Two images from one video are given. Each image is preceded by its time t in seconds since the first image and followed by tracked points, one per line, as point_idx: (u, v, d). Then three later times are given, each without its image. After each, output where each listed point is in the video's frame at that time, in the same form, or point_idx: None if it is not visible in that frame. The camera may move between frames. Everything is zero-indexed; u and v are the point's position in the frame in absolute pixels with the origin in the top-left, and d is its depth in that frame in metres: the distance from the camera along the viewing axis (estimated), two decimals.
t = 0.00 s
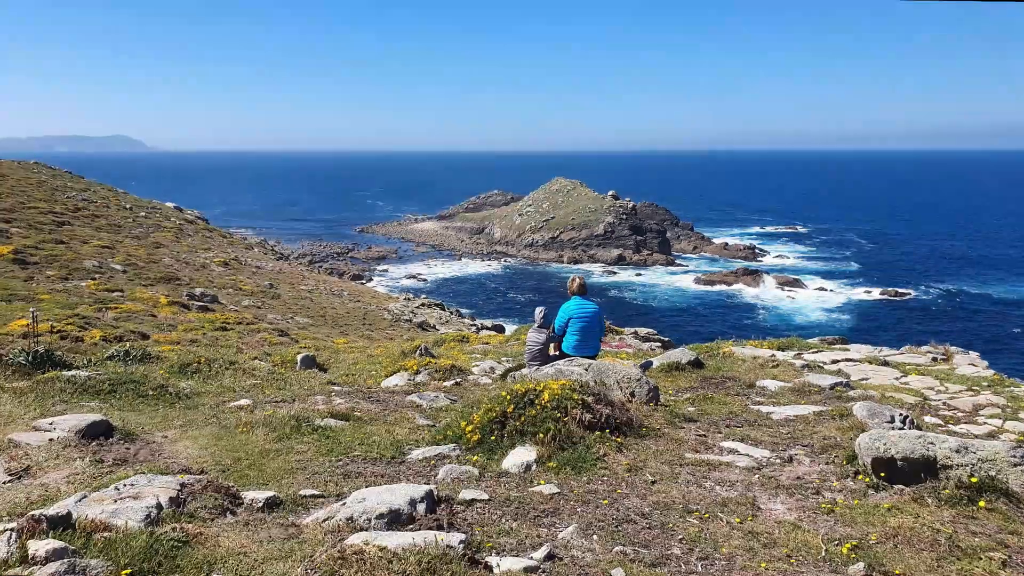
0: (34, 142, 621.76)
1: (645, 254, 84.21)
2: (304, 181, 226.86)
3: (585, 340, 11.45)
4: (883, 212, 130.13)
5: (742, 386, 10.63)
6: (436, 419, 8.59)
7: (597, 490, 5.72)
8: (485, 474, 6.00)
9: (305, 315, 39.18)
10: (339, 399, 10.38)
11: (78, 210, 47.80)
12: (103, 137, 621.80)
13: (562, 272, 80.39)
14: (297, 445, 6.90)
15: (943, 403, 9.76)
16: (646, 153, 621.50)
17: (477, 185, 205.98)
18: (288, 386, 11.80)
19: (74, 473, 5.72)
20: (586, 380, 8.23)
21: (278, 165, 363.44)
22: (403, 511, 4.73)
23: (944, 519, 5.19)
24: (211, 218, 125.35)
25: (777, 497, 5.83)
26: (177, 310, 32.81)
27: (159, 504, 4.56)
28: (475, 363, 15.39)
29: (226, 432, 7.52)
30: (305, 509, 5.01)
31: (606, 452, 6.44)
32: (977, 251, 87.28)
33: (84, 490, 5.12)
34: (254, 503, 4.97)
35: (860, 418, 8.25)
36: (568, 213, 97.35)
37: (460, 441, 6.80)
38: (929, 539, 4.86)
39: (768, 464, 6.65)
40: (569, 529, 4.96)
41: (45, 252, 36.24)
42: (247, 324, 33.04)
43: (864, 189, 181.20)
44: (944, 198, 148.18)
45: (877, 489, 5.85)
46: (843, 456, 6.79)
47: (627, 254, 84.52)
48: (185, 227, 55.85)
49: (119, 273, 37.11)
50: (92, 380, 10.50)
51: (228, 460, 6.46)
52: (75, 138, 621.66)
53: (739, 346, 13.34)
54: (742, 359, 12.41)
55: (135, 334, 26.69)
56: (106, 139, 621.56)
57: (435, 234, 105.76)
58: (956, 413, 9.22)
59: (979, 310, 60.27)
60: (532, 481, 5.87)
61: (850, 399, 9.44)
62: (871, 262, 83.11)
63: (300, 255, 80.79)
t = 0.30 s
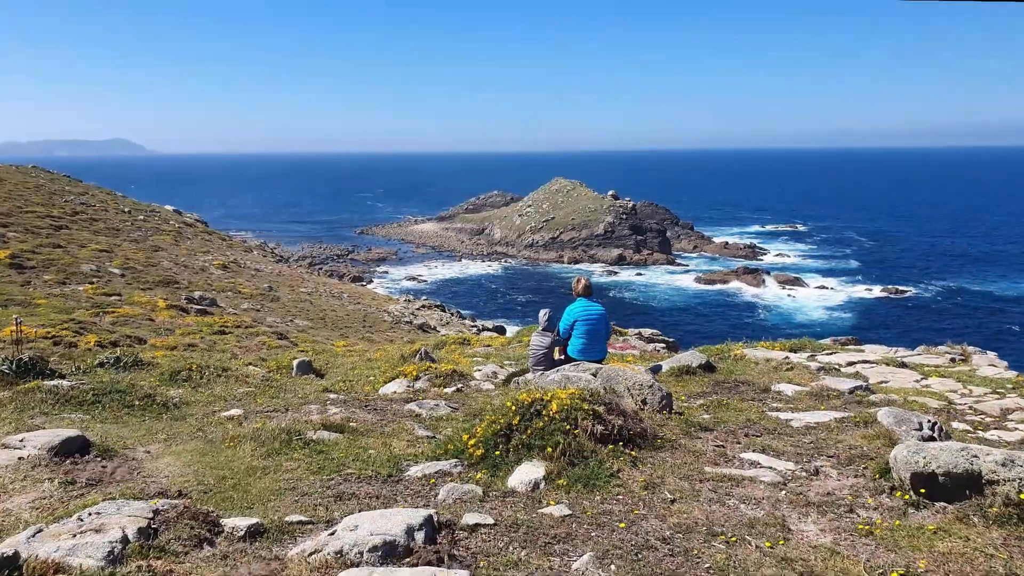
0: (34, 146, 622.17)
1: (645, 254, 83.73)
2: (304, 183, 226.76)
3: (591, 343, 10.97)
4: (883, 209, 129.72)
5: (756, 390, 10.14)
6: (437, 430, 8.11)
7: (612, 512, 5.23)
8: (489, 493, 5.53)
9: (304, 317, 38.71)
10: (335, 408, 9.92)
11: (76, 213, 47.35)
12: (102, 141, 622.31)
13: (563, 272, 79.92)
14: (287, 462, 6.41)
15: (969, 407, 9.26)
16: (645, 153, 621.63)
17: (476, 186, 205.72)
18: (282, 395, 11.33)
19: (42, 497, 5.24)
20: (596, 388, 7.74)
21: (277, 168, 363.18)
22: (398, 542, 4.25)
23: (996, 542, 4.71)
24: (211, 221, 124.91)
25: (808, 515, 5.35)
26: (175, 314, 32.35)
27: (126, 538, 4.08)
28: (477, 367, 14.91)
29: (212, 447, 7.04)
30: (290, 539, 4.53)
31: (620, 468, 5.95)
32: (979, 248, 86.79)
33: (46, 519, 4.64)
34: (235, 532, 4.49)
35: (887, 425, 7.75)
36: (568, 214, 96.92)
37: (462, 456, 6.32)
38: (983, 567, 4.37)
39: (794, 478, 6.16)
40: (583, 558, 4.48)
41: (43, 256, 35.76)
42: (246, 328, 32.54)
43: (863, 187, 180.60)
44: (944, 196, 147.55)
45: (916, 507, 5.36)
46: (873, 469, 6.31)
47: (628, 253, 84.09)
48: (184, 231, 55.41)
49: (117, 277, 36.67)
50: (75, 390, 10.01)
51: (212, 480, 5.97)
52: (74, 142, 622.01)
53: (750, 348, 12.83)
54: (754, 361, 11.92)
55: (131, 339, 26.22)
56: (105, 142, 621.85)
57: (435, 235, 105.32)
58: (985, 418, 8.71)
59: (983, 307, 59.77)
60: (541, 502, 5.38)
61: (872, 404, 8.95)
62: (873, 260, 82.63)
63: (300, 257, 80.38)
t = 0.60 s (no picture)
0: (33, 142, 621.95)
1: (646, 254, 83.29)
2: (303, 181, 226.51)
3: (598, 342, 10.46)
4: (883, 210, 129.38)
5: (773, 392, 9.62)
6: (436, 435, 7.61)
7: (629, 530, 4.72)
8: (492, 508, 5.01)
9: (302, 316, 38.19)
10: (327, 410, 9.39)
11: (74, 210, 46.80)
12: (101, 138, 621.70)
13: (563, 271, 79.42)
14: (271, 471, 5.88)
15: (998, 411, 8.72)
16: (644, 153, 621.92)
17: (475, 185, 205.45)
18: (274, 395, 10.79)
19: None
20: (606, 390, 7.23)
21: (276, 166, 362.65)
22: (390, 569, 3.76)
23: None
24: (209, 219, 124.31)
25: (846, 533, 4.82)
26: (172, 312, 31.79)
27: (76, 566, 3.58)
28: (477, 367, 14.41)
29: (192, 452, 6.51)
30: (269, 564, 4.04)
31: (635, 479, 5.45)
32: (980, 249, 86.41)
33: None
34: (207, 553, 4.01)
35: (916, 430, 7.20)
36: (568, 213, 96.48)
37: (463, 465, 5.82)
38: None
39: (825, 490, 5.64)
40: None
41: (40, 253, 35.23)
42: (244, 326, 32.02)
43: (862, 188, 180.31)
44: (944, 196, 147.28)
45: (967, 525, 4.82)
46: (911, 480, 5.77)
47: (627, 253, 83.64)
48: (183, 228, 54.89)
49: (114, 274, 36.11)
50: (53, 390, 9.49)
51: (187, 491, 5.45)
52: (74, 138, 621.74)
53: (761, 348, 12.32)
54: (767, 362, 11.40)
55: (126, 338, 25.68)
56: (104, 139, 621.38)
57: (435, 234, 104.82)
58: (1018, 423, 8.16)
59: (986, 307, 59.36)
60: (550, 518, 4.87)
61: (897, 409, 8.41)
62: (875, 260, 82.20)
63: (299, 255, 79.81)
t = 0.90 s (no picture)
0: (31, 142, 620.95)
1: (646, 253, 82.83)
2: (301, 181, 226.01)
3: (607, 343, 9.95)
4: (883, 209, 129.07)
5: (793, 395, 9.12)
6: (438, 443, 7.09)
7: (657, 556, 4.20)
8: (502, 529, 4.51)
9: (301, 315, 37.66)
10: (324, 415, 8.89)
11: (72, 210, 46.22)
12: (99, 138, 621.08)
13: (563, 270, 78.91)
14: (258, 485, 5.37)
15: None
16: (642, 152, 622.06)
17: (474, 184, 205.12)
18: (267, 400, 10.28)
19: None
20: (621, 395, 6.72)
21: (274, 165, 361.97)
22: None
23: None
24: (207, 218, 123.61)
25: (898, 556, 4.31)
26: (169, 311, 31.27)
27: None
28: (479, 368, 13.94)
29: (173, 463, 5.98)
30: None
31: (659, 495, 4.94)
32: (980, 247, 86.06)
33: None
34: None
35: (956, 437, 6.68)
36: (568, 212, 96.01)
37: (468, 478, 5.30)
38: None
39: (869, 506, 5.12)
40: None
41: (37, 253, 34.68)
42: (241, 325, 31.49)
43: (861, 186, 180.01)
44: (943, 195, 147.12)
45: None
46: (960, 494, 5.26)
47: (627, 252, 83.15)
48: (181, 227, 54.35)
49: (111, 273, 35.57)
50: (32, 394, 8.97)
51: (165, 509, 4.93)
52: (72, 138, 621.27)
53: (776, 349, 11.83)
54: (784, 363, 10.87)
55: (121, 337, 25.14)
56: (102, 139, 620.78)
57: (434, 233, 104.29)
58: None
59: (989, 306, 58.93)
60: (568, 539, 4.37)
61: (929, 414, 7.91)
62: (876, 258, 81.81)
63: (298, 255, 79.29)
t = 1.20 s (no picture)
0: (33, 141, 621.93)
1: (648, 253, 82.35)
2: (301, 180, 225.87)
3: (619, 344, 9.46)
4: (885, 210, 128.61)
5: (816, 401, 8.63)
6: (441, 452, 6.62)
7: None
8: (515, 554, 4.02)
9: (302, 314, 37.22)
10: (320, 418, 8.44)
11: (72, 208, 45.77)
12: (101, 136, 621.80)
13: (565, 271, 78.43)
14: (246, 500, 4.89)
15: None
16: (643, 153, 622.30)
17: (474, 184, 204.93)
18: (261, 402, 9.81)
19: None
20: (639, 401, 6.24)
21: (275, 165, 361.82)
22: None
23: None
24: (208, 217, 123.14)
25: None
26: (169, 310, 30.81)
27: None
28: (482, 369, 13.46)
29: (155, 471, 5.52)
30: None
31: (688, 515, 4.45)
32: (983, 249, 85.59)
33: None
34: None
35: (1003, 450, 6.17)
36: (569, 212, 95.54)
37: (476, 493, 4.82)
38: None
39: (918, 527, 4.64)
40: None
41: (37, 250, 34.23)
42: (241, 324, 31.04)
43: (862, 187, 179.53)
44: (944, 196, 146.70)
45: None
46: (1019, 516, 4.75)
47: (629, 252, 82.66)
48: (182, 226, 53.90)
49: (111, 271, 35.11)
50: (13, 395, 8.50)
51: (140, 526, 4.45)
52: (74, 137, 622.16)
53: (793, 351, 11.33)
54: (802, 366, 10.37)
55: (119, 336, 24.67)
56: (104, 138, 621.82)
57: (435, 233, 103.85)
58: None
59: (995, 308, 58.43)
60: (589, 567, 3.89)
61: (965, 422, 7.41)
62: (879, 259, 81.32)
63: (299, 254, 78.79)
